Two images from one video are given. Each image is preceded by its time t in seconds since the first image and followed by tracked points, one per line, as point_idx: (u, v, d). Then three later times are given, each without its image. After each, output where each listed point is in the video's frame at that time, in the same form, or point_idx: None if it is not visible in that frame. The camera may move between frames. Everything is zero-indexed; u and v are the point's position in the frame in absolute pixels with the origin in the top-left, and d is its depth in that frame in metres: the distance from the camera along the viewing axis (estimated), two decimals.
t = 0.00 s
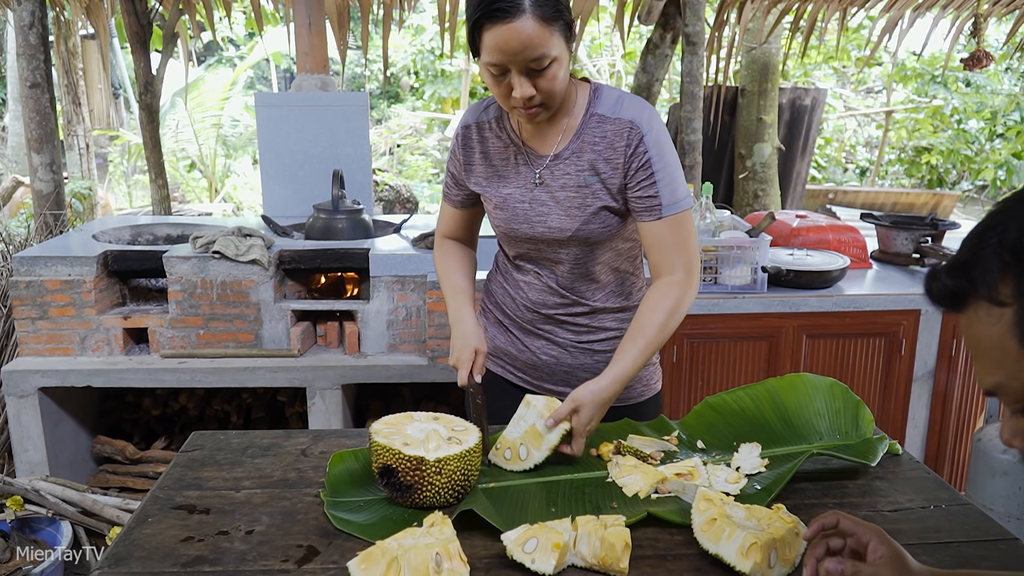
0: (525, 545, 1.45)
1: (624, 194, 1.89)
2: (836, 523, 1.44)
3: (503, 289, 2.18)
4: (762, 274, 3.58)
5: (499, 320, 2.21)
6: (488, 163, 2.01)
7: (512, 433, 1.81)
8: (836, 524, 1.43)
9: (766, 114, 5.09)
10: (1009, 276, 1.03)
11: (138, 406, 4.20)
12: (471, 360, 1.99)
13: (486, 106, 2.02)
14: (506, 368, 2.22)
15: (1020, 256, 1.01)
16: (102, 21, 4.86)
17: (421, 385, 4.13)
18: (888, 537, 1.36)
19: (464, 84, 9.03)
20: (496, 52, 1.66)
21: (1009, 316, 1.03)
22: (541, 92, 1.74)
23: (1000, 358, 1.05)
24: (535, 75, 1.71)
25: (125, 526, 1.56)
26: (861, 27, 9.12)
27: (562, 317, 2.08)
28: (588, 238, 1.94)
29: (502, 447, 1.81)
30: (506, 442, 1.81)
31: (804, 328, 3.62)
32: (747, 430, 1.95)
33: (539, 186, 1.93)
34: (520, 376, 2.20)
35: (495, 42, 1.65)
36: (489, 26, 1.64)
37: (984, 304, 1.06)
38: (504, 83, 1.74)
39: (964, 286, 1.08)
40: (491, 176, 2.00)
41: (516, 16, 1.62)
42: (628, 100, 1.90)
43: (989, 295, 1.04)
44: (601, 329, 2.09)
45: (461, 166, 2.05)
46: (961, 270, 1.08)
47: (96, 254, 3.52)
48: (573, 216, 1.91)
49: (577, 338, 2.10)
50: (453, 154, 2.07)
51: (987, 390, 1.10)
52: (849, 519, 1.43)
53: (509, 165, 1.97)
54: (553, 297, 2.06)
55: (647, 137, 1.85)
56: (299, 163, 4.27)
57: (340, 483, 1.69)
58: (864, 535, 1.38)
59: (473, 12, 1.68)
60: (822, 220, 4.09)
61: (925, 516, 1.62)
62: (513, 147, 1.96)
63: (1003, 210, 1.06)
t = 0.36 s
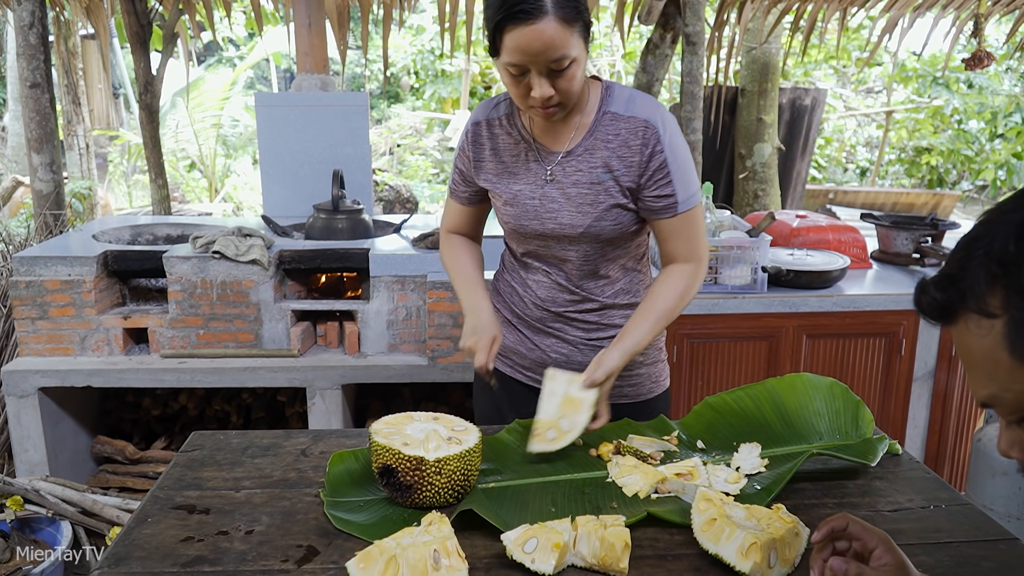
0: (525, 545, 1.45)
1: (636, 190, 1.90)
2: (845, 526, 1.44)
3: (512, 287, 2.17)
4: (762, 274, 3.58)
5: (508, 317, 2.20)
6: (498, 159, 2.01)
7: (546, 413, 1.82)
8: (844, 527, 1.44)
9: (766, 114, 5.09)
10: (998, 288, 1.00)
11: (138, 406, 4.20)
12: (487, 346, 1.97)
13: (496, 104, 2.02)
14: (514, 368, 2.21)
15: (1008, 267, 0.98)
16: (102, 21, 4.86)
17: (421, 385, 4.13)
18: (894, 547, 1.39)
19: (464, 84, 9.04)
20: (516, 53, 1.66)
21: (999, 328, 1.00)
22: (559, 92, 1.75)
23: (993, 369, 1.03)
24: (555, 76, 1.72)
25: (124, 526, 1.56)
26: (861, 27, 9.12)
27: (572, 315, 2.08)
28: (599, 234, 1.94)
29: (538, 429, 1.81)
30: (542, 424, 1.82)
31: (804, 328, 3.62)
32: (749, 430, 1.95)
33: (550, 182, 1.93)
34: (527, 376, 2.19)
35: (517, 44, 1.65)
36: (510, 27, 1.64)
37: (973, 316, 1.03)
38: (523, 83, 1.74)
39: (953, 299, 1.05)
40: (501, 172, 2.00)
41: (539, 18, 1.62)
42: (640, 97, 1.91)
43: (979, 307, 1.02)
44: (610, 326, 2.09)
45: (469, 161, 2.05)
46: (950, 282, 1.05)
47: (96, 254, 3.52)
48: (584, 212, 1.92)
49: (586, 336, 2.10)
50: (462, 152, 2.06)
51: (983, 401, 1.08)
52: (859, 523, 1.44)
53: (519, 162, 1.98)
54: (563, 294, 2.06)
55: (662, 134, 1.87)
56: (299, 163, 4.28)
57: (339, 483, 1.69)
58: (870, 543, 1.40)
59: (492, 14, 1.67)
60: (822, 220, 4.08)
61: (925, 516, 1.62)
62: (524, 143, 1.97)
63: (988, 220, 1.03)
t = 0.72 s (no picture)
0: (525, 545, 1.45)
1: (665, 176, 2.06)
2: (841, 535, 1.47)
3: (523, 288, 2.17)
4: (762, 274, 3.58)
5: (519, 320, 2.19)
6: (519, 159, 2.00)
7: (687, 405, 1.90)
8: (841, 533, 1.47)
9: (766, 114, 5.10)
10: (957, 310, 0.98)
11: (138, 406, 4.20)
12: (601, 315, 1.89)
13: (508, 104, 2.00)
14: (523, 370, 2.20)
15: (965, 290, 0.96)
16: (102, 21, 4.86)
17: (421, 385, 4.13)
18: (888, 550, 1.42)
19: (464, 84, 9.05)
20: (573, 61, 1.70)
21: (961, 352, 0.98)
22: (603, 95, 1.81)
23: (959, 392, 1.01)
24: (603, 80, 1.77)
25: (124, 526, 1.56)
26: (862, 27, 9.13)
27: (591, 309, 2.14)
28: (630, 224, 2.04)
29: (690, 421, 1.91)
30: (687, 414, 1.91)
31: (804, 328, 3.62)
32: (750, 429, 1.95)
33: (579, 178, 1.98)
34: (539, 377, 2.19)
35: (575, 53, 1.68)
36: (568, 36, 1.67)
37: (936, 340, 1.01)
38: (570, 90, 1.78)
39: (916, 323, 1.03)
40: (524, 172, 2.00)
41: (596, 27, 1.67)
42: (655, 91, 2.06)
43: (940, 331, 0.99)
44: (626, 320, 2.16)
45: (487, 165, 2.00)
46: (911, 305, 1.03)
47: (96, 254, 3.52)
48: (617, 203, 2.01)
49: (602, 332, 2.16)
50: (481, 155, 2.00)
51: (952, 422, 1.06)
52: (854, 528, 1.46)
53: (542, 161, 1.99)
54: (585, 289, 2.11)
55: (686, 121, 2.05)
56: (299, 163, 4.28)
57: (339, 483, 1.69)
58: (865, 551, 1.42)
59: (541, 26, 1.69)
60: (822, 220, 4.09)
61: (925, 516, 1.62)
62: (546, 143, 1.98)
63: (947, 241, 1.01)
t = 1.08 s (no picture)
0: (525, 545, 1.45)
1: (678, 181, 2.08)
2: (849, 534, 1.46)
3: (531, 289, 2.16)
4: (762, 274, 3.58)
5: (525, 322, 2.18)
6: (537, 155, 1.97)
7: (689, 414, 1.90)
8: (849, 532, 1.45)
9: (766, 114, 5.10)
10: (969, 309, 0.98)
11: (138, 406, 4.20)
12: (610, 318, 1.92)
13: (526, 97, 1.97)
14: (529, 374, 2.19)
15: (977, 288, 0.96)
16: (102, 21, 4.86)
17: (421, 385, 4.13)
18: (896, 549, 1.42)
19: (464, 84, 9.06)
20: (612, 70, 1.70)
21: (973, 350, 0.98)
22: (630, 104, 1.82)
23: (969, 391, 1.01)
24: (636, 89, 1.78)
25: (124, 526, 1.56)
26: (861, 27, 9.13)
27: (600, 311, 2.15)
28: (643, 228, 2.06)
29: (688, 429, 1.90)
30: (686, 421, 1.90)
31: (804, 328, 3.62)
32: (750, 430, 1.95)
33: (596, 180, 1.99)
34: (547, 381, 2.19)
35: (614, 62, 1.68)
36: (610, 45, 1.66)
37: (946, 338, 1.01)
38: (601, 97, 1.78)
39: (926, 321, 1.02)
40: (542, 168, 1.98)
41: (638, 38, 1.67)
42: (670, 94, 2.06)
43: (951, 329, 0.99)
44: (631, 321, 2.18)
45: (504, 157, 1.97)
46: (921, 303, 1.03)
47: (96, 253, 3.52)
48: (632, 207, 2.02)
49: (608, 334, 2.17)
50: (497, 146, 1.97)
51: (960, 420, 1.06)
52: (862, 527, 1.46)
53: (559, 159, 1.98)
54: (595, 292, 2.12)
55: (700, 127, 2.07)
56: (298, 163, 4.28)
57: (339, 483, 1.69)
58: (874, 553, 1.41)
59: (580, 32, 1.68)
60: (822, 220, 4.09)
61: (925, 516, 1.62)
62: (565, 140, 1.97)
63: (957, 239, 1.00)
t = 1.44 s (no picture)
0: (525, 545, 1.45)
1: (680, 182, 2.08)
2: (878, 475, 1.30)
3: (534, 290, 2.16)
4: (762, 274, 3.58)
5: (524, 324, 2.18)
6: (541, 156, 1.97)
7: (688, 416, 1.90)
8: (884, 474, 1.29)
9: (766, 114, 5.10)
10: (984, 306, 0.97)
11: (138, 406, 4.20)
12: (637, 336, 1.88)
13: (530, 95, 1.98)
14: (527, 375, 2.19)
15: (993, 285, 0.96)
16: (102, 21, 4.86)
17: (421, 385, 4.13)
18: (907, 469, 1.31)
19: (464, 84, 9.07)
20: (616, 76, 1.70)
21: (987, 346, 0.98)
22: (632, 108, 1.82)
23: (983, 387, 1.01)
24: (638, 94, 1.78)
25: (124, 526, 1.56)
26: (862, 27, 9.14)
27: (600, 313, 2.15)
28: (645, 229, 2.06)
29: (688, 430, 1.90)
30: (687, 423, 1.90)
31: (804, 329, 3.62)
32: (750, 429, 1.95)
33: (598, 181, 1.99)
34: (544, 382, 2.19)
35: (617, 69, 1.68)
36: (613, 52, 1.66)
37: (960, 334, 1.01)
38: (604, 102, 1.78)
39: (941, 316, 1.02)
40: (546, 169, 1.97)
41: (641, 44, 1.67)
42: (672, 93, 2.06)
43: (966, 325, 0.99)
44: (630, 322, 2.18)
45: (512, 161, 1.97)
46: (937, 299, 1.03)
47: (96, 254, 3.52)
48: (635, 208, 2.02)
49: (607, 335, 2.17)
50: (505, 147, 1.96)
51: (972, 416, 1.06)
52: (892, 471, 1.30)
53: (562, 160, 1.97)
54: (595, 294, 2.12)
55: (702, 126, 2.06)
56: (298, 163, 4.28)
57: (339, 483, 1.69)
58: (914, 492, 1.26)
59: (584, 37, 1.68)
60: (822, 220, 4.08)
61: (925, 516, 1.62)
62: (568, 142, 1.97)
63: (974, 235, 1.00)
